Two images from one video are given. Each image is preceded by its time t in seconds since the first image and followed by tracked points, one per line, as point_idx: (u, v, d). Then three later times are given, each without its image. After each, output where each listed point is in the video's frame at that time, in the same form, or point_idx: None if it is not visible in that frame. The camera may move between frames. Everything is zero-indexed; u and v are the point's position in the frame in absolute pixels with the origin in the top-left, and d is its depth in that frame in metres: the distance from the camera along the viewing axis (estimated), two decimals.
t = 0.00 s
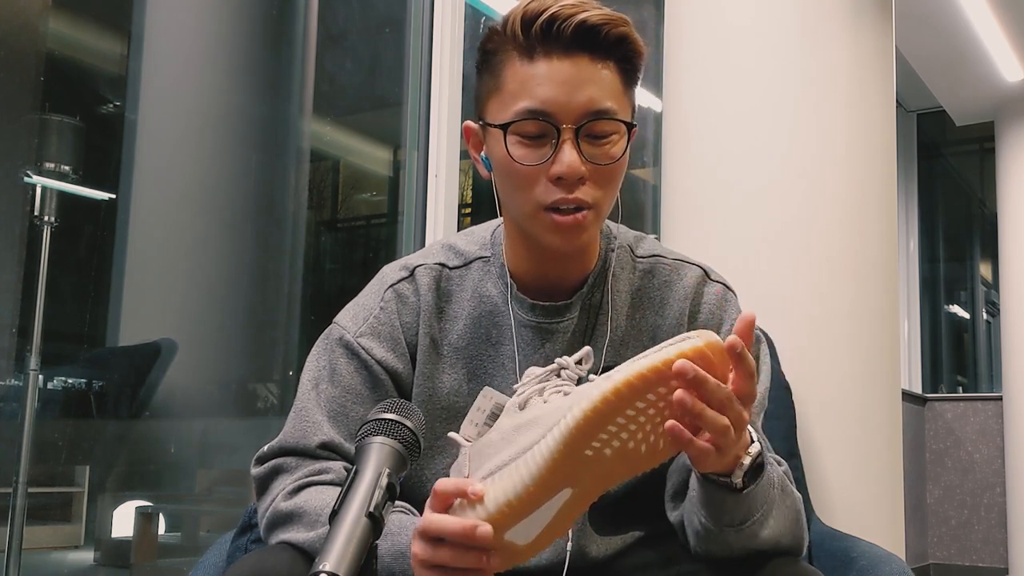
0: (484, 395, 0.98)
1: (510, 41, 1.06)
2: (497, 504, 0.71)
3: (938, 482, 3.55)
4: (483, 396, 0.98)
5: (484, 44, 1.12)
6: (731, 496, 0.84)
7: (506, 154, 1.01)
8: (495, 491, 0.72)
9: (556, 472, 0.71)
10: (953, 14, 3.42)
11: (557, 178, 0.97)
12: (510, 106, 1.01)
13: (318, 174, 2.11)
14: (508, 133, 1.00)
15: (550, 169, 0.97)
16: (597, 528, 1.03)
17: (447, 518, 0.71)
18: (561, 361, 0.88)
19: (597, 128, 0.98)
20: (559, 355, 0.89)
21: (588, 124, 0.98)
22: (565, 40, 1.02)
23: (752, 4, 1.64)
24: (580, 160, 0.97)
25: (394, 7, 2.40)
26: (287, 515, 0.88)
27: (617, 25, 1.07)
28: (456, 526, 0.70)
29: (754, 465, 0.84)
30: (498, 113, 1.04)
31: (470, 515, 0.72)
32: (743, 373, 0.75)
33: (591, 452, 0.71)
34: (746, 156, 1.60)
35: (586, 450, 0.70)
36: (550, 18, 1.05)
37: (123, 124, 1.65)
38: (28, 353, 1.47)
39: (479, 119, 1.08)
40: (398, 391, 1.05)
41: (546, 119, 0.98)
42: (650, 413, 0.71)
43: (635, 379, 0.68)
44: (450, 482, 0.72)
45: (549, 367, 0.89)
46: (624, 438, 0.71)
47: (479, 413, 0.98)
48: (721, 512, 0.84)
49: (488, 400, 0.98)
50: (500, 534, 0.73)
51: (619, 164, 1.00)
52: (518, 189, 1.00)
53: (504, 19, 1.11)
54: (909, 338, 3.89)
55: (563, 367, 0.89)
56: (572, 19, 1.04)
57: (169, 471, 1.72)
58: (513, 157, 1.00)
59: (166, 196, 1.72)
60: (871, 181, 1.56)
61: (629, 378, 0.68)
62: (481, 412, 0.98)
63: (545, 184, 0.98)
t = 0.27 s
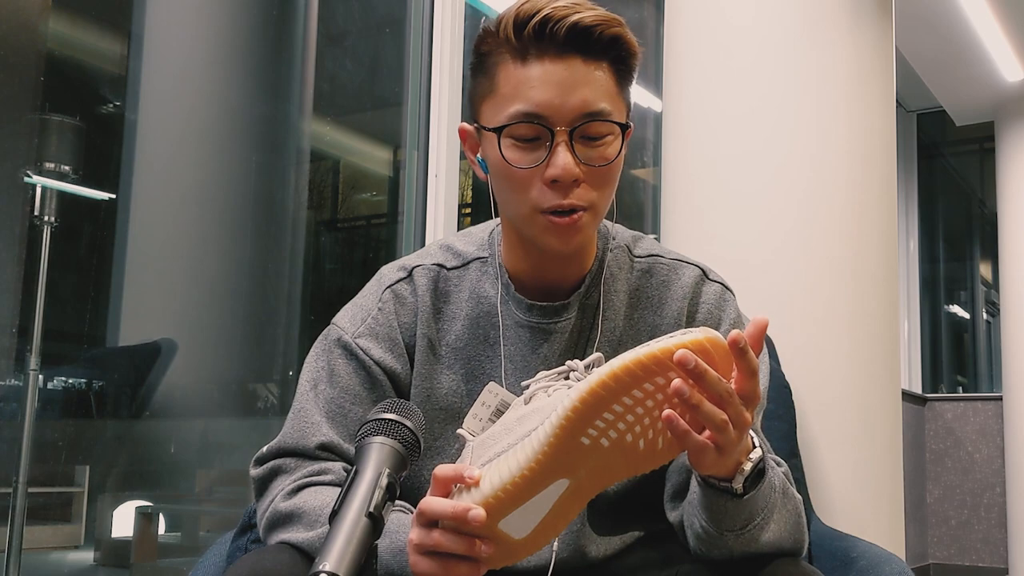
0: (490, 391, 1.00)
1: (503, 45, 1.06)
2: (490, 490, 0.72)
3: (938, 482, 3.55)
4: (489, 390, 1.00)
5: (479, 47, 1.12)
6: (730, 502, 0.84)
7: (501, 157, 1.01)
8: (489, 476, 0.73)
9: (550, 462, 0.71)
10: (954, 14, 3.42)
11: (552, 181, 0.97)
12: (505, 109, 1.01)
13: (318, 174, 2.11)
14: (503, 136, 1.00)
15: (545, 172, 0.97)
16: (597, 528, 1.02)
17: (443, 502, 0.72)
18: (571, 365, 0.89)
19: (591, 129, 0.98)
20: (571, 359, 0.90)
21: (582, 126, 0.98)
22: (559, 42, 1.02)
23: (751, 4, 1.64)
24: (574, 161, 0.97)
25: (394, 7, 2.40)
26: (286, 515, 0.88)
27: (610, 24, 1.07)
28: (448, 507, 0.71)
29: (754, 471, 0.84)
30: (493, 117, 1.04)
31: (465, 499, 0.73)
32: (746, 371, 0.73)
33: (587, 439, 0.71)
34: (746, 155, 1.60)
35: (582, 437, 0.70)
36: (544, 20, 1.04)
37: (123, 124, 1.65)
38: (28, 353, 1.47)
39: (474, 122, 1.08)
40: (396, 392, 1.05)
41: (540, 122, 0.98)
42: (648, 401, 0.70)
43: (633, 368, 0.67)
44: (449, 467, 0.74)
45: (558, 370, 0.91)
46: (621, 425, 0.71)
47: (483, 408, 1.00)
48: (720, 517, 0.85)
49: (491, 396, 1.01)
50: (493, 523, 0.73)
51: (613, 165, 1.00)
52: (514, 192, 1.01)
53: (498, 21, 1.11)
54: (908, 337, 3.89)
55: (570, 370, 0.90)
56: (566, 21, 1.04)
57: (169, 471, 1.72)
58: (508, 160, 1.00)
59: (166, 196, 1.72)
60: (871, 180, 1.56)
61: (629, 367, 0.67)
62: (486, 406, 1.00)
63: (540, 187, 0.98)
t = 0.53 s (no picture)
0: (491, 390, 1.00)
1: (501, 47, 1.06)
2: (489, 486, 0.72)
3: (938, 482, 3.55)
4: (489, 390, 1.01)
5: (478, 48, 1.12)
6: (731, 502, 0.84)
7: (499, 159, 1.01)
8: (489, 472, 0.73)
9: (547, 459, 0.71)
10: (954, 13, 3.42)
11: (550, 182, 0.97)
12: (503, 111, 1.01)
13: (318, 174, 2.11)
14: (501, 138, 1.01)
15: (543, 173, 0.97)
16: (597, 527, 1.02)
17: (442, 496, 0.72)
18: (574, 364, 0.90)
19: (590, 131, 0.98)
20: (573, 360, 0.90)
21: (580, 127, 0.98)
22: (556, 44, 1.02)
23: (751, 4, 1.64)
24: (573, 163, 0.97)
25: (394, 7, 2.40)
26: (286, 515, 0.88)
27: (607, 25, 1.07)
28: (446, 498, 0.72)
29: (755, 472, 0.84)
30: (491, 119, 1.04)
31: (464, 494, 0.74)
32: (745, 368, 0.73)
33: (587, 436, 0.71)
34: (746, 155, 1.60)
35: (582, 434, 0.70)
36: (541, 21, 1.04)
37: (123, 124, 1.65)
38: (28, 353, 1.47)
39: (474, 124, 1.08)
40: (396, 392, 1.05)
41: (538, 124, 0.98)
42: (649, 398, 0.70)
43: (633, 365, 0.67)
44: (449, 463, 0.74)
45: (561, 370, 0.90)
46: (621, 423, 0.71)
47: (485, 408, 1.00)
48: (720, 518, 0.85)
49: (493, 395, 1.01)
50: (493, 519, 0.73)
51: (612, 166, 0.99)
52: (513, 194, 1.01)
53: (496, 23, 1.11)
54: (908, 337, 3.89)
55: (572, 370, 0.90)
56: (563, 22, 1.04)
57: (169, 471, 1.72)
58: (506, 162, 1.00)
59: (166, 196, 1.72)
60: (871, 180, 1.56)
61: (628, 363, 0.67)
62: (487, 406, 1.00)
63: (539, 189, 0.98)
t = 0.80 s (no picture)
0: (491, 391, 1.01)
1: (501, 47, 1.06)
2: (488, 485, 0.72)
3: (938, 482, 3.55)
4: (490, 390, 1.01)
5: (478, 48, 1.12)
6: (732, 503, 0.84)
7: (499, 160, 1.01)
8: (488, 471, 0.73)
9: (547, 459, 0.71)
10: (954, 13, 3.42)
11: (550, 183, 0.97)
12: (502, 111, 1.01)
13: (318, 174, 2.11)
14: (501, 138, 1.01)
15: (543, 173, 0.98)
16: (597, 527, 1.02)
17: (443, 494, 0.73)
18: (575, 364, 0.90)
19: (589, 132, 0.98)
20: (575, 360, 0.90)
21: (580, 128, 0.98)
22: (556, 44, 1.02)
23: (751, 4, 1.64)
24: (572, 164, 0.97)
25: (394, 7, 2.40)
26: (286, 515, 0.88)
27: (607, 26, 1.06)
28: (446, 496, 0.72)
29: (755, 473, 0.84)
30: (491, 119, 1.04)
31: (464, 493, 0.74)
32: (744, 366, 0.73)
33: (586, 436, 0.71)
34: (746, 155, 1.60)
35: (582, 433, 0.70)
36: (541, 22, 1.04)
37: (123, 124, 1.65)
38: (28, 353, 1.47)
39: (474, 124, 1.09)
40: (396, 392, 1.05)
41: (538, 125, 0.98)
42: (649, 398, 0.70)
43: (633, 365, 0.67)
44: (449, 463, 0.75)
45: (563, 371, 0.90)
46: (621, 422, 0.71)
47: (486, 408, 1.00)
48: (721, 519, 0.85)
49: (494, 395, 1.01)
50: (493, 518, 0.74)
51: (612, 167, 0.99)
52: (513, 195, 1.01)
53: (496, 23, 1.11)
54: (908, 337, 3.89)
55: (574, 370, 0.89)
56: (563, 23, 1.04)
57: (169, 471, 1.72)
58: (507, 163, 1.00)
59: (166, 196, 1.72)
60: (871, 180, 1.56)
61: (629, 363, 0.67)
62: (488, 407, 1.01)
63: (539, 190, 0.98)
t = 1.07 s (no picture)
0: (491, 390, 1.00)
1: (501, 47, 1.06)
2: (488, 485, 0.72)
3: (938, 482, 3.55)
4: (490, 390, 1.00)
5: (478, 48, 1.11)
6: (732, 503, 0.84)
7: (499, 160, 1.01)
8: (488, 471, 0.73)
9: (546, 459, 0.71)
10: (954, 13, 3.42)
11: (550, 183, 0.97)
12: (502, 111, 1.01)
13: (318, 174, 2.11)
14: (501, 139, 1.01)
15: (543, 174, 0.98)
16: (597, 527, 1.02)
17: (442, 494, 0.73)
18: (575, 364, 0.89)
19: (589, 132, 0.98)
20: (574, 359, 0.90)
21: (580, 128, 0.98)
22: (555, 45, 1.02)
23: (751, 4, 1.64)
24: (572, 164, 0.97)
25: (394, 6, 2.40)
26: (286, 515, 0.88)
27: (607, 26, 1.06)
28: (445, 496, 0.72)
29: (755, 473, 0.84)
30: (491, 119, 1.04)
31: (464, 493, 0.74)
32: (743, 364, 0.73)
33: (586, 435, 0.71)
34: (746, 154, 1.60)
35: (582, 433, 0.70)
36: (541, 22, 1.04)
37: (123, 124, 1.65)
38: (28, 353, 1.47)
39: (474, 124, 1.09)
40: (396, 392, 1.05)
41: (538, 125, 0.98)
42: (648, 398, 0.70)
43: (633, 364, 0.67)
44: (449, 463, 0.75)
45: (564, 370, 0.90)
46: (621, 422, 0.71)
47: (485, 408, 1.00)
48: (721, 518, 0.85)
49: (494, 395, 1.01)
50: (494, 518, 0.74)
51: (612, 167, 0.99)
52: (513, 195, 1.01)
53: (497, 23, 1.11)
54: (908, 337, 3.89)
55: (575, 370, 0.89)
56: (563, 23, 1.04)
57: (169, 471, 1.72)
58: (506, 163, 1.00)
59: (166, 196, 1.72)
60: (871, 180, 1.56)
61: (628, 362, 0.67)
62: (488, 406, 1.00)
63: (538, 190, 0.99)
